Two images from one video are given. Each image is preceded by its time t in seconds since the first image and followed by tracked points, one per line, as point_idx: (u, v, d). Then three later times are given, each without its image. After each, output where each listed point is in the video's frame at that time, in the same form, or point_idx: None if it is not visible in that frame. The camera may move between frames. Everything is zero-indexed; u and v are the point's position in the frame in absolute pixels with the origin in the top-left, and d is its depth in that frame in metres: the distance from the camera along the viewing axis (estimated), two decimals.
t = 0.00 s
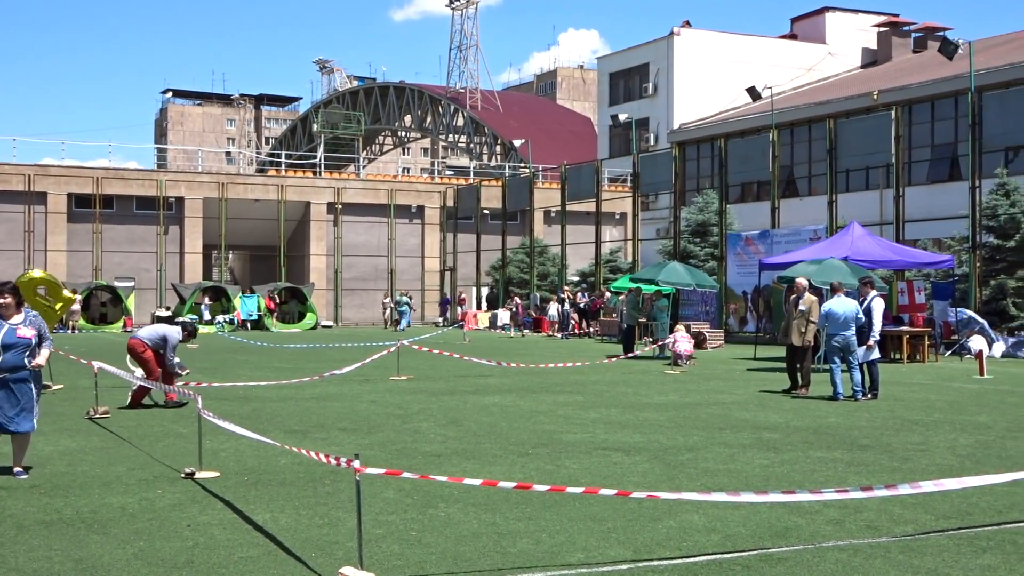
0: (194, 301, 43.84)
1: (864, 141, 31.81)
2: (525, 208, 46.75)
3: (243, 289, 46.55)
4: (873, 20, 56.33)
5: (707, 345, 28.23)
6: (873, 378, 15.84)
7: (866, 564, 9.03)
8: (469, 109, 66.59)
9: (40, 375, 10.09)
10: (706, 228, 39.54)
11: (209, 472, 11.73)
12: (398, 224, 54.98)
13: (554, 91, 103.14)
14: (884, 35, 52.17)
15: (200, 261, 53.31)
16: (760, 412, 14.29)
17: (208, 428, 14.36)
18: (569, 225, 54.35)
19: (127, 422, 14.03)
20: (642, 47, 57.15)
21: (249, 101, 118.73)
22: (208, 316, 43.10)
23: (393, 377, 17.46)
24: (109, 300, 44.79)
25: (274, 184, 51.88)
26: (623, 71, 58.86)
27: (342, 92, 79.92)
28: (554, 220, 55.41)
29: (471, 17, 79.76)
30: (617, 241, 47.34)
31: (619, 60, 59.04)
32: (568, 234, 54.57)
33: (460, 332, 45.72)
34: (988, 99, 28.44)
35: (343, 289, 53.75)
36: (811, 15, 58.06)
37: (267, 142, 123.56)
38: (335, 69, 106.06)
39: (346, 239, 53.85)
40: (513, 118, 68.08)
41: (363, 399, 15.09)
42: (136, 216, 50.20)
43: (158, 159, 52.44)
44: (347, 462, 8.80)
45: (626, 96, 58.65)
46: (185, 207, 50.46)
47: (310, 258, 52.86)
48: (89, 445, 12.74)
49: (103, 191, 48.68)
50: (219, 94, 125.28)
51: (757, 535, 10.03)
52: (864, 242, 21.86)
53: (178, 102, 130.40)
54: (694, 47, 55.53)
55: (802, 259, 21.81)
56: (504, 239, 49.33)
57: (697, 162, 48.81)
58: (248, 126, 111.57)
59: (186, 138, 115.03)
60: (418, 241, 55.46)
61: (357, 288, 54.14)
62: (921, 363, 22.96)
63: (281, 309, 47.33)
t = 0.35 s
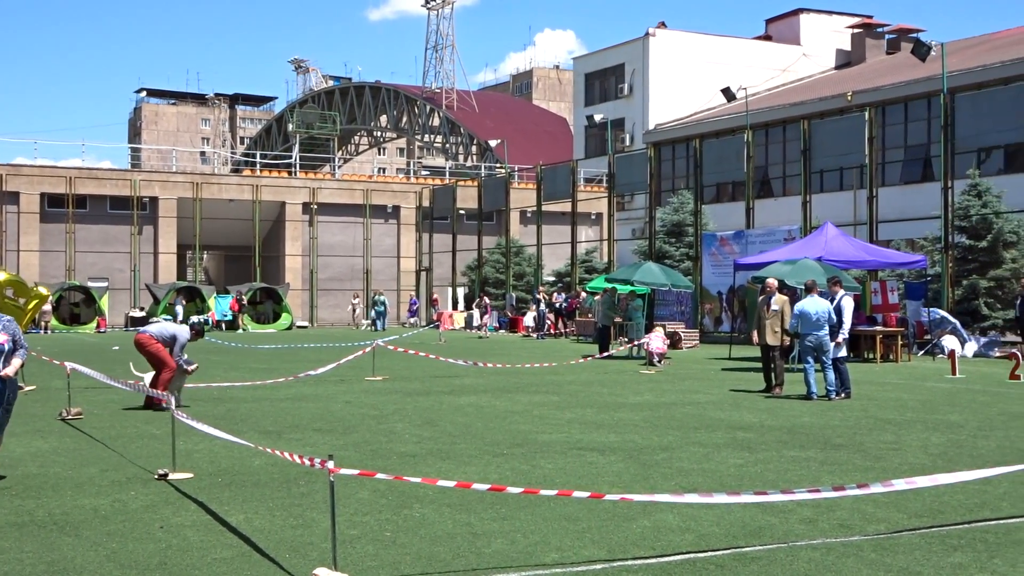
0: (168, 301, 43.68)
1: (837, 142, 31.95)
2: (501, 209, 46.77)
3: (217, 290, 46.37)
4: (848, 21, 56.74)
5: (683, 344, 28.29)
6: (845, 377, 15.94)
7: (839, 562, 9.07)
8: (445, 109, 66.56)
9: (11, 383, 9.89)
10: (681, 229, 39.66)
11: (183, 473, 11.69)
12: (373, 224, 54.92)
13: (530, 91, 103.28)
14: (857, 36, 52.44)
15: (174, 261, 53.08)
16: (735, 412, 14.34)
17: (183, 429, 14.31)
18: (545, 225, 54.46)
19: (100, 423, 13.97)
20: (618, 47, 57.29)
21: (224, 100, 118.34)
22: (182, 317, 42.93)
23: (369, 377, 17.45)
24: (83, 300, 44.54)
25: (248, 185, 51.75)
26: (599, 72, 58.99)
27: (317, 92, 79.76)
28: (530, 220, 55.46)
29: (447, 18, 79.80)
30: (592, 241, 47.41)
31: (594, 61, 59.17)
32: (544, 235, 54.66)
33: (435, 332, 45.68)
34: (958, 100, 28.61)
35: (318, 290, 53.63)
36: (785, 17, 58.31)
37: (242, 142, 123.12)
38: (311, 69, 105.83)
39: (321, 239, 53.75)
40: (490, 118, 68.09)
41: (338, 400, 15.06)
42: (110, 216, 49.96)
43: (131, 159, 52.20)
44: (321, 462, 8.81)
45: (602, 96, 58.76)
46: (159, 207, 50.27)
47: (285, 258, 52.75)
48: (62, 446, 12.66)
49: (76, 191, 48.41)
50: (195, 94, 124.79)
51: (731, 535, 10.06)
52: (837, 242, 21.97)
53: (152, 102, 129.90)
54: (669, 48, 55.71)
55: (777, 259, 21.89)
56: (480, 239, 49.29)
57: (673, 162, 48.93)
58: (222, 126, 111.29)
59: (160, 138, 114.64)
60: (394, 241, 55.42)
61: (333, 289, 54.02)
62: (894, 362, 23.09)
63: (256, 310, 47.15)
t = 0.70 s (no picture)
0: (140, 302, 43.45)
1: (809, 143, 32.11)
2: (475, 209, 46.74)
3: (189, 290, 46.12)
4: (820, 23, 57.20)
5: (657, 345, 28.38)
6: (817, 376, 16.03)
7: (810, 561, 9.13)
8: (419, 109, 66.48)
9: None
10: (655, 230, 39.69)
11: (154, 476, 11.63)
12: (347, 224, 54.80)
13: (504, 91, 103.35)
14: (829, 38, 52.77)
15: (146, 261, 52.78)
16: (708, 412, 14.41)
17: (155, 431, 14.24)
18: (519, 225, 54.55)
19: (71, 425, 13.87)
20: (592, 48, 57.43)
21: (196, 100, 117.79)
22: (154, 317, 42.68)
23: (343, 378, 17.44)
24: (54, 300, 44.20)
25: (221, 185, 51.57)
26: (573, 72, 59.12)
27: (291, 92, 79.50)
28: (505, 220, 55.51)
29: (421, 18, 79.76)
30: (566, 242, 47.45)
31: (568, 62, 59.27)
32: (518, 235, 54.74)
33: (409, 332, 45.62)
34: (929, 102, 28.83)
35: (292, 290, 53.47)
36: (758, 18, 58.46)
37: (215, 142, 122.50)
38: (284, 69, 105.43)
39: (294, 240, 53.60)
40: (464, 118, 68.07)
41: (311, 401, 15.03)
42: (81, 216, 49.60)
43: (103, 158, 51.87)
44: (293, 464, 8.82)
45: (576, 97, 58.85)
46: (131, 207, 50.00)
47: (258, 258, 52.57)
48: (32, 449, 12.56)
49: (47, 191, 48.03)
50: (167, 93, 124.06)
51: (703, 534, 10.12)
52: (809, 244, 22.09)
53: (124, 101, 129.09)
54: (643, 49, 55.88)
55: (749, 260, 22.01)
56: (455, 239, 49.21)
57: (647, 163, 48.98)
58: (195, 125, 110.78)
59: (132, 138, 113.94)
60: (368, 241, 55.29)
61: (306, 289, 53.86)
62: (866, 362, 23.28)
63: (229, 310, 46.93)
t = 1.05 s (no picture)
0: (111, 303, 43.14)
1: (781, 143, 32.26)
2: (447, 210, 46.64)
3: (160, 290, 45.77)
4: (791, 25, 57.63)
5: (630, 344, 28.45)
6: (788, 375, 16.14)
7: (780, 560, 9.18)
8: (391, 109, 66.31)
9: None
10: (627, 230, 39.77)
11: (124, 478, 11.54)
12: (319, 225, 54.63)
13: (477, 91, 103.31)
14: (800, 39, 53.09)
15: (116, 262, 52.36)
16: (680, 412, 14.45)
17: (124, 433, 14.13)
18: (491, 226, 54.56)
19: (39, 427, 13.74)
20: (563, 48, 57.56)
21: (167, 100, 117.13)
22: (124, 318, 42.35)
23: (314, 379, 17.40)
24: (23, 302, 43.77)
25: (192, 185, 51.26)
26: (545, 73, 59.19)
27: (263, 92, 79.14)
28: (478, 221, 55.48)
29: (394, 18, 79.60)
30: (539, 242, 47.47)
31: (540, 62, 59.31)
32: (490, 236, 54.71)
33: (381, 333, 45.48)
34: (899, 103, 29.03)
35: (264, 291, 53.22)
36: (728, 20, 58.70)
37: (186, 142, 121.74)
38: (256, 69, 104.94)
39: (266, 240, 53.35)
40: (436, 119, 67.96)
41: (283, 402, 14.98)
42: (50, 217, 49.16)
43: (72, 158, 51.43)
44: (265, 465, 8.78)
45: (548, 98, 58.92)
46: (101, 207, 49.63)
47: (230, 259, 52.30)
48: None
49: (15, 190, 47.55)
50: (138, 93, 123.09)
51: (675, 534, 10.15)
52: (780, 244, 22.20)
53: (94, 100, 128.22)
54: (617, 49, 55.99)
55: (721, 260, 22.11)
56: (427, 239, 49.07)
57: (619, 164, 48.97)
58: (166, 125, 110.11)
59: (102, 138, 113.13)
60: (341, 242, 55.14)
61: (278, 290, 53.61)
62: (836, 362, 23.45)
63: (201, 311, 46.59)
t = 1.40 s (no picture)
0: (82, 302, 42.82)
1: (754, 145, 32.39)
2: (421, 210, 46.54)
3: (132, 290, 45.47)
4: (764, 27, 57.99)
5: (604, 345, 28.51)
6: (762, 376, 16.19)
7: (752, 560, 9.22)
8: (365, 109, 66.14)
9: None
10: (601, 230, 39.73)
11: (95, 479, 11.46)
12: (293, 225, 54.43)
13: (451, 92, 103.24)
14: (774, 41, 53.35)
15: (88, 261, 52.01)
16: (654, 412, 14.49)
17: (95, 433, 14.03)
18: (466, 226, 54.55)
19: (8, 428, 13.63)
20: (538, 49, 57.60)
21: (139, 99, 116.39)
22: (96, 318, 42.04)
23: (287, 379, 17.34)
24: None
25: (164, 184, 51.01)
26: (519, 74, 59.21)
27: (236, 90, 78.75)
28: (452, 221, 55.42)
29: (369, 17, 79.45)
30: (513, 242, 47.46)
31: (514, 62, 59.29)
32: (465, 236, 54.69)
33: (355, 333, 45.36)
34: (871, 105, 29.17)
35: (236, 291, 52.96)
36: (702, 21, 58.95)
37: (158, 141, 120.92)
38: (229, 68, 104.39)
39: (239, 240, 53.11)
40: (410, 119, 67.87)
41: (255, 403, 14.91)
42: (20, 216, 48.74)
43: (43, 157, 51.00)
44: (238, 465, 8.75)
45: (523, 98, 58.95)
46: (72, 206, 49.27)
47: (202, 259, 52.06)
48: None
49: None
50: (110, 91, 122.17)
51: (648, 534, 10.18)
52: (754, 245, 22.32)
53: (65, 98, 127.22)
54: (591, 51, 56.04)
55: (695, 261, 22.19)
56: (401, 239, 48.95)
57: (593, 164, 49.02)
58: (138, 124, 109.44)
59: (73, 136, 112.26)
60: (314, 241, 54.98)
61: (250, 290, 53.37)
62: (808, 362, 23.58)
63: (173, 311, 46.31)
